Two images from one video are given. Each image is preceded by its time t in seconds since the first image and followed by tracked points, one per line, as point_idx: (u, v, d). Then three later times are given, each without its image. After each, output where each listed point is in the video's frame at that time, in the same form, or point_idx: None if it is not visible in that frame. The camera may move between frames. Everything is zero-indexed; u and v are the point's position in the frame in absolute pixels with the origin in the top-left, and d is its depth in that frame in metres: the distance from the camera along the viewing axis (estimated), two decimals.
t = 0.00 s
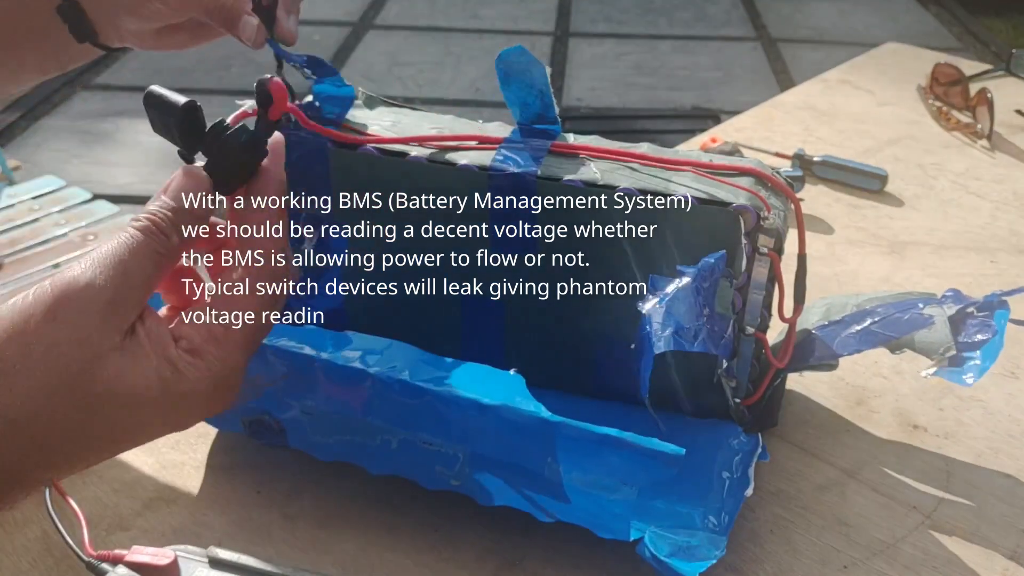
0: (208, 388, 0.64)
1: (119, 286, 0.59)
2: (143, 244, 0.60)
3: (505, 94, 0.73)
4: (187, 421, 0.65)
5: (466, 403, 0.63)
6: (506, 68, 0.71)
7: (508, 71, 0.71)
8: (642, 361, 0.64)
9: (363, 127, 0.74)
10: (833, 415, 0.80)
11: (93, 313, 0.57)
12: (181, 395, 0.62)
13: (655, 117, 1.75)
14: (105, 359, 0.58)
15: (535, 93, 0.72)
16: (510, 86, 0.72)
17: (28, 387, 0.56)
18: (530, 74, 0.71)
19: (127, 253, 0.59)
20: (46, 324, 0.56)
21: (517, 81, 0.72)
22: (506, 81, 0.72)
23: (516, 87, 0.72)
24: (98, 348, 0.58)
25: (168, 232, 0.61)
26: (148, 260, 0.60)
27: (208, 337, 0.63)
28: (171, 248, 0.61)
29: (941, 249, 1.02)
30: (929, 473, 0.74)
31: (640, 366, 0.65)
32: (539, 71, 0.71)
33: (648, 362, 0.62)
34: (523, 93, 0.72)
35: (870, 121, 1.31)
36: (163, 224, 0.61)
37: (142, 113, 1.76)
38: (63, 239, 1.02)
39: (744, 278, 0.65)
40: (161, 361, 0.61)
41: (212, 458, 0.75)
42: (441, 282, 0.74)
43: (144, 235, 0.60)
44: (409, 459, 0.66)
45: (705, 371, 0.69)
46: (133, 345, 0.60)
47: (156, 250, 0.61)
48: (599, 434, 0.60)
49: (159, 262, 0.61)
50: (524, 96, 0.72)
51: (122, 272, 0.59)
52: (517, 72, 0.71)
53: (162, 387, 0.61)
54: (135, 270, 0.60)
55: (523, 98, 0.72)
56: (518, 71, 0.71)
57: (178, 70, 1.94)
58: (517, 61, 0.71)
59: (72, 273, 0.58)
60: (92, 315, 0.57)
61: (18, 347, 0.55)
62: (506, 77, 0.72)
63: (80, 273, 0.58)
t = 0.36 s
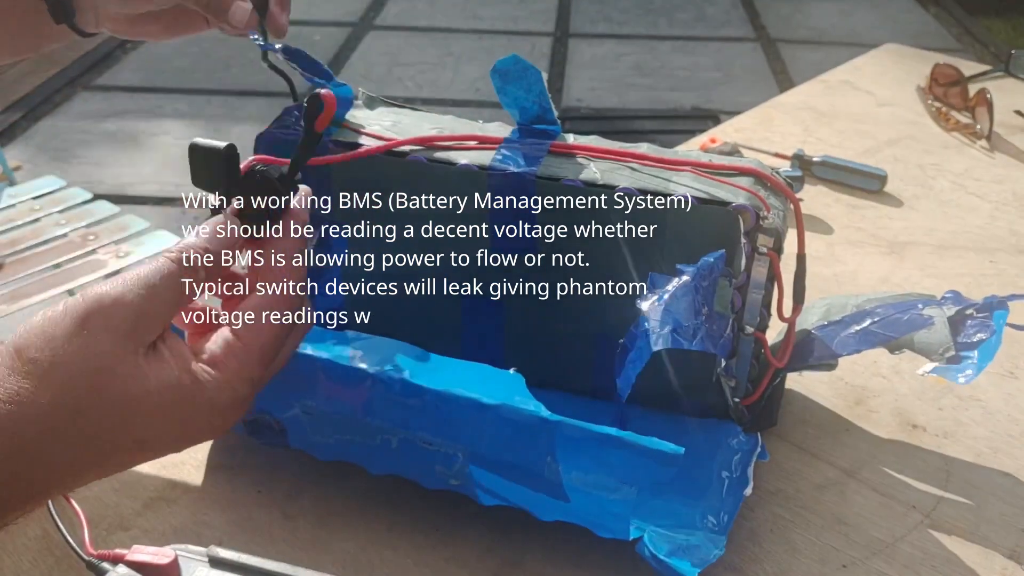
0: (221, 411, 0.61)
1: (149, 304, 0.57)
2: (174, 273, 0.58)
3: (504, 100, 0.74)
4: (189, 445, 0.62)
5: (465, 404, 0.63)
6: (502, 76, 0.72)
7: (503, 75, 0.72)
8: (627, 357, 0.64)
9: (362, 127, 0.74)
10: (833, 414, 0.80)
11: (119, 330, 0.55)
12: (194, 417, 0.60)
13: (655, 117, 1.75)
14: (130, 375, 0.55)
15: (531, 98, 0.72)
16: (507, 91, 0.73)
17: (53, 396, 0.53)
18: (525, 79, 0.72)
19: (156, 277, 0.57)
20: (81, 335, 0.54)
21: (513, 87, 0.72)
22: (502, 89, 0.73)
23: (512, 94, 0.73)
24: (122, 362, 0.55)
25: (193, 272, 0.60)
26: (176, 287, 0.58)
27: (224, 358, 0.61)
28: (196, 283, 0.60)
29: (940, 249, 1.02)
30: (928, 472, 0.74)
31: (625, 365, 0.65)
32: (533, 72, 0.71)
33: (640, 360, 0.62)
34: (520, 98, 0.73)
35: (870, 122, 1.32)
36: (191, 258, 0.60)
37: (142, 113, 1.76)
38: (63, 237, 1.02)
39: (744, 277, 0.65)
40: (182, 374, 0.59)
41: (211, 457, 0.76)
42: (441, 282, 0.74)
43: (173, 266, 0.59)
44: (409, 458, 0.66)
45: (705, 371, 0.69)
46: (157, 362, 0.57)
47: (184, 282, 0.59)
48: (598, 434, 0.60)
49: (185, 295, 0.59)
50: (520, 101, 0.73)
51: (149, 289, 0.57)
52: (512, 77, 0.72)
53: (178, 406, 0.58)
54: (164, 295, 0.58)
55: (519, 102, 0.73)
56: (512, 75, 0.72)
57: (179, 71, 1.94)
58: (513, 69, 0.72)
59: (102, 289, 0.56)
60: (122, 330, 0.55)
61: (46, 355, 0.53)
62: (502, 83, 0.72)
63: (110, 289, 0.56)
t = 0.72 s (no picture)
0: (189, 424, 0.59)
1: (120, 317, 0.52)
2: (147, 282, 0.54)
3: (503, 98, 0.73)
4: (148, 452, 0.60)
5: (466, 403, 0.64)
6: (504, 74, 0.72)
7: (505, 73, 0.72)
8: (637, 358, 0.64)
9: (361, 126, 0.74)
10: (832, 415, 0.80)
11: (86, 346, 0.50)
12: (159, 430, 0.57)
13: (655, 117, 1.75)
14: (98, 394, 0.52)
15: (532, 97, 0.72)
16: (507, 90, 0.73)
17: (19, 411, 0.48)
18: (528, 78, 0.72)
19: (132, 288, 0.53)
20: (40, 352, 0.49)
21: (514, 85, 0.72)
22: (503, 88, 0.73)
23: (513, 93, 0.73)
24: (89, 384, 0.51)
25: (173, 277, 0.55)
26: (147, 295, 0.54)
27: (197, 369, 0.58)
28: (170, 290, 0.55)
29: (940, 249, 1.02)
30: (928, 472, 0.74)
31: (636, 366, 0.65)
32: (535, 73, 0.72)
33: (646, 361, 0.62)
34: (520, 97, 0.73)
35: (869, 122, 1.32)
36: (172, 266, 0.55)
37: (142, 113, 1.76)
38: (65, 237, 1.02)
39: (744, 278, 0.65)
40: (152, 388, 0.55)
41: (211, 457, 0.76)
42: (441, 282, 0.74)
43: (148, 273, 0.54)
44: (408, 459, 0.66)
45: (705, 370, 0.68)
46: (126, 379, 0.54)
47: (157, 293, 0.54)
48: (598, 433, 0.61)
49: (158, 303, 0.55)
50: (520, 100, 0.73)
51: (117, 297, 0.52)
52: (514, 76, 0.72)
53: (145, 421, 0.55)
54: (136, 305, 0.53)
55: (520, 102, 0.72)
56: (514, 73, 0.72)
57: (178, 71, 1.94)
58: (514, 68, 0.72)
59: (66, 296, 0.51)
60: (94, 345, 0.51)
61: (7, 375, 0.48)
62: (503, 81, 0.72)
63: (80, 299, 0.51)
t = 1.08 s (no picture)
0: (157, 436, 0.62)
1: (87, 332, 0.55)
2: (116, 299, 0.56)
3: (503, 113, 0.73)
4: (123, 462, 0.63)
5: (465, 404, 0.63)
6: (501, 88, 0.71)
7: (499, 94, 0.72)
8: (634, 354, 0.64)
9: (361, 126, 0.74)
10: (832, 415, 0.80)
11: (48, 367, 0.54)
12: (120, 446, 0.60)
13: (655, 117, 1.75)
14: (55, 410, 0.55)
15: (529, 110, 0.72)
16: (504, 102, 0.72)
17: None
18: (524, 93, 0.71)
19: (97, 302, 0.55)
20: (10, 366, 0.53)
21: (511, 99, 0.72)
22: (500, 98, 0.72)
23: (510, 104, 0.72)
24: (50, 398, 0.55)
25: (141, 292, 0.57)
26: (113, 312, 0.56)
27: (163, 388, 0.62)
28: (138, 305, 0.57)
29: (940, 249, 1.02)
30: (928, 472, 0.74)
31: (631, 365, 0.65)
32: (528, 86, 0.71)
33: (644, 360, 0.62)
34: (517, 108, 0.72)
35: (869, 122, 1.32)
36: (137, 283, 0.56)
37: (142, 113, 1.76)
38: (65, 237, 1.02)
39: (744, 278, 0.65)
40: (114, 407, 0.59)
41: (212, 457, 0.76)
42: (441, 282, 0.74)
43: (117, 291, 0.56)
44: (409, 459, 0.66)
45: (705, 370, 0.69)
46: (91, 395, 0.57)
47: (124, 307, 0.56)
48: (598, 434, 0.60)
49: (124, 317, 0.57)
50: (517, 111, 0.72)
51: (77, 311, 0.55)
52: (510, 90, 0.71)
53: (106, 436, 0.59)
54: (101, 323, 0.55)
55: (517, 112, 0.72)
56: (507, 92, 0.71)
57: (178, 71, 1.94)
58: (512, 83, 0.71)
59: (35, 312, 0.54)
60: (59, 363, 0.54)
61: None
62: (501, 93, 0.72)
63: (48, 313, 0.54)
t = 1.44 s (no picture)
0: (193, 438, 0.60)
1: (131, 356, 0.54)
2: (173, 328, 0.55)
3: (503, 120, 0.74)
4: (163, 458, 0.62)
5: (466, 403, 0.63)
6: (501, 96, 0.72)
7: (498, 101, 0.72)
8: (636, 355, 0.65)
9: (362, 126, 0.74)
10: (832, 415, 0.80)
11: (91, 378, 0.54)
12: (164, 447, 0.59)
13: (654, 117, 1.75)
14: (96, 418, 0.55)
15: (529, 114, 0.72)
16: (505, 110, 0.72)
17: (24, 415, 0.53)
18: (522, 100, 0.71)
19: (146, 323, 0.54)
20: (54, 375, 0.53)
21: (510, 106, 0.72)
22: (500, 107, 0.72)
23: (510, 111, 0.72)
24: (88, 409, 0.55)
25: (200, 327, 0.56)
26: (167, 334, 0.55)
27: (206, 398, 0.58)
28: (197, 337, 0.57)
29: (939, 249, 1.02)
30: (927, 472, 0.74)
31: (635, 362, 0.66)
32: (526, 94, 0.71)
33: (646, 359, 0.63)
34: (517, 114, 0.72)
35: (869, 121, 1.32)
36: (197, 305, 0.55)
37: (142, 113, 1.76)
38: (65, 237, 1.02)
39: (744, 278, 0.65)
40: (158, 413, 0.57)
41: (212, 457, 0.76)
42: (441, 282, 0.75)
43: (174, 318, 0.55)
44: (411, 457, 0.67)
45: (704, 369, 0.69)
46: (138, 400, 0.56)
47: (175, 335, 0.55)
48: (598, 434, 0.60)
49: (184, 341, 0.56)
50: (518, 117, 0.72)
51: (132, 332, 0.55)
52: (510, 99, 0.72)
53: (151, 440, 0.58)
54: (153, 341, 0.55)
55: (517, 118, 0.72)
56: (506, 100, 0.72)
57: (178, 71, 1.94)
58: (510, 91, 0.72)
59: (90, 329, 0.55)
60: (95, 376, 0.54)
61: (20, 399, 0.53)
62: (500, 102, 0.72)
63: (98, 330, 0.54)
